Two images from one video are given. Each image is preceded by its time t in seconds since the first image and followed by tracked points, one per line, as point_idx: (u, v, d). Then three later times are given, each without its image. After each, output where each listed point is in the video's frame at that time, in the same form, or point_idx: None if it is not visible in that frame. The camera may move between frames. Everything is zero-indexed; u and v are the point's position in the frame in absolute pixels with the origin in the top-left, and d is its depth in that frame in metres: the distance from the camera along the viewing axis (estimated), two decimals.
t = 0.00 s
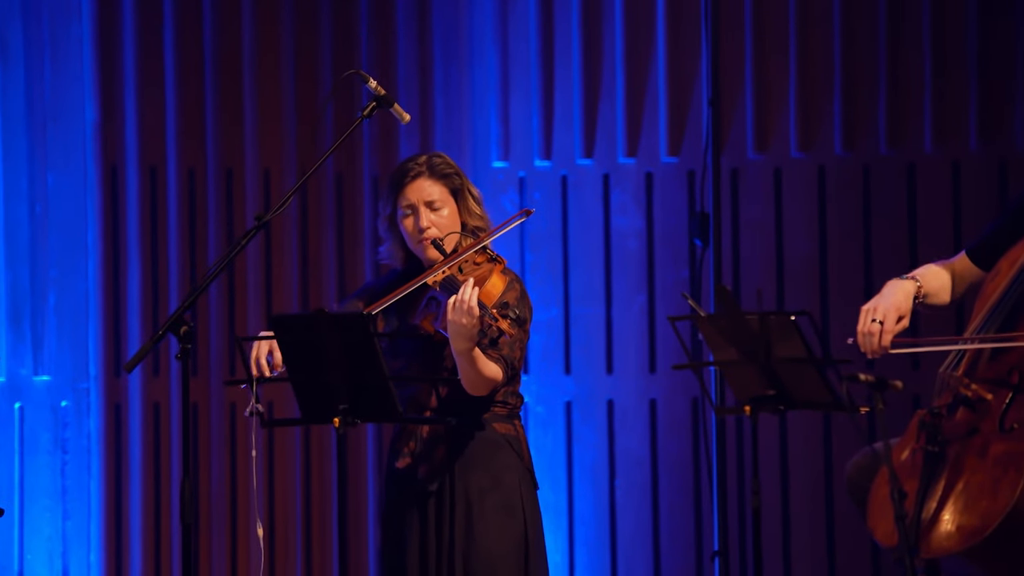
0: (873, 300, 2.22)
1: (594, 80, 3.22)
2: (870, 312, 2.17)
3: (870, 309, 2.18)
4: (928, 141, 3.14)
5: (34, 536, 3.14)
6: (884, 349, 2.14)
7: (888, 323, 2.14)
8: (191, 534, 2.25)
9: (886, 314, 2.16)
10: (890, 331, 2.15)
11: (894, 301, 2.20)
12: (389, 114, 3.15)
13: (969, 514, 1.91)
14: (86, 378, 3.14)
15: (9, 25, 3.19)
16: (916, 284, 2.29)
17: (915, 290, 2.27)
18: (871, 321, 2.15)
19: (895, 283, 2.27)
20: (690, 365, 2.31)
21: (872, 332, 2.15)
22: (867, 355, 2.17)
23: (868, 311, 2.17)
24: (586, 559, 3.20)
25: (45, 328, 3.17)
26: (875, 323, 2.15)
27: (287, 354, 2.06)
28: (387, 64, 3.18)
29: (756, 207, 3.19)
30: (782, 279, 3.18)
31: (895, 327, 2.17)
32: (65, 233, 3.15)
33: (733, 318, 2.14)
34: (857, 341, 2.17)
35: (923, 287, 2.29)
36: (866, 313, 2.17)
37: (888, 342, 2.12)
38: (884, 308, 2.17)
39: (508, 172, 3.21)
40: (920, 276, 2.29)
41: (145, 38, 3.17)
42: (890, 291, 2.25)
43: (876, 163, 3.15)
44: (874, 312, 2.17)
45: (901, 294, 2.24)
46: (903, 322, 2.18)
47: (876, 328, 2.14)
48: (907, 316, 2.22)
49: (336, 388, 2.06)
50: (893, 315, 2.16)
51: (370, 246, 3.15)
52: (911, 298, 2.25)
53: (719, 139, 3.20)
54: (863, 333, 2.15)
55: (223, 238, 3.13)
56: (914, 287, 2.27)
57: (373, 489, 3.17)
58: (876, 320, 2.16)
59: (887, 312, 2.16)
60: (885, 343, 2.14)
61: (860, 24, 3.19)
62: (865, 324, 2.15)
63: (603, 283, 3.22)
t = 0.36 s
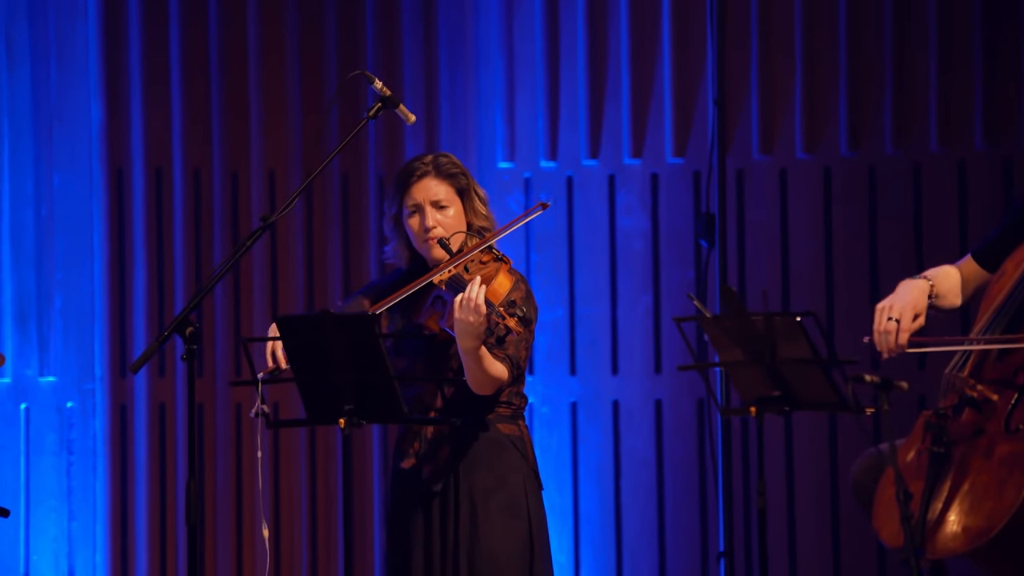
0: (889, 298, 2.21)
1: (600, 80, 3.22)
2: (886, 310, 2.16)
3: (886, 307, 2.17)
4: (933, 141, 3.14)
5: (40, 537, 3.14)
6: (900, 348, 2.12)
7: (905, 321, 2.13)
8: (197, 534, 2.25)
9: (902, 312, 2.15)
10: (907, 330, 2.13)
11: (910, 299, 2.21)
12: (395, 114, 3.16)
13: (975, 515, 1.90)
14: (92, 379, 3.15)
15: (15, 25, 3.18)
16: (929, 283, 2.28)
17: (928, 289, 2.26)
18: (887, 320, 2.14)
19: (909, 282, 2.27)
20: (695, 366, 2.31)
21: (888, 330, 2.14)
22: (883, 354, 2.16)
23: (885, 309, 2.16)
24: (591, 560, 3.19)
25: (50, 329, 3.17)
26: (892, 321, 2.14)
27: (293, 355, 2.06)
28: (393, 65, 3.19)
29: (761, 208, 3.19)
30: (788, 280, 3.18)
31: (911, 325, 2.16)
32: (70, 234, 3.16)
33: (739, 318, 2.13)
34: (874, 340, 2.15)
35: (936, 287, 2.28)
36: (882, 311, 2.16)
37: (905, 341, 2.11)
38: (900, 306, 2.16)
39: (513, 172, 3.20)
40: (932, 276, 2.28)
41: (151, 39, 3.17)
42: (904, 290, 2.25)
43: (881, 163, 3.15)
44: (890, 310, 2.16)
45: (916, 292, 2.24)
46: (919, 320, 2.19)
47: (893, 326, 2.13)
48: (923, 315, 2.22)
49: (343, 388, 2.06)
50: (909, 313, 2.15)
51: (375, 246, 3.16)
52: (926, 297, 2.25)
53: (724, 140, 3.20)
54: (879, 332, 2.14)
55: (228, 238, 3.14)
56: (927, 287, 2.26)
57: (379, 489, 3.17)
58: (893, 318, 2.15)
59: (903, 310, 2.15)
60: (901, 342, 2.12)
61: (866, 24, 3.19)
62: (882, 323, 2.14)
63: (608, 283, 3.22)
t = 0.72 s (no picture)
0: (914, 295, 2.20)
1: (615, 80, 3.22)
2: (913, 306, 2.16)
3: (912, 303, 2.16)
4: (949, 141, 3.13)
5: (56, 536, 3.17)
6: (927, 345, 2.12)
7: (932, 317, 2.12)
8: (212, 534, 2.27)
9: (929, 308, 2.14)
10: (934, 326, 2.12)
11: (937, 295, 2.19)
12: (410, 114, 3.17)
13: (991, 515, 1.90)
14: (107, 379, 3.17)
15: (31, 26, 3.21)
16: (952, 279, 2.25)
17: (951, 285, 2.23)
18: (913, 316, 2.14)
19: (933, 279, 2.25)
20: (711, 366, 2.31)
21: (915, 327, 2.14)
22: (910, 351, 2.15)
23: (911, 305, 2.15)
24: (606, 560, 3.20)
25: (66, 329, 3.20)
26: (918, 317, 2.13)
27: (308, 355, 2.08)
28: (407, 65, 3.20)
29: (776, 207, 3.18)
30: (803, 280, 3.18)
31: (938, 321, 2.14)
32: (85, 234, 3.18)
33: (754, 319, 2.13)
34: (900, 337, 2.15)
35: (958, 284, 2.24)
36: (908, 308, 2.16)
37: (933, 338, 2.10)
38: (926, 303, 2.15)
39: (528, 172, 3.21)
40: (956, 272, 2.25)
41: (166, 39, 3.19)
42: (930, 286, 2.22)
43: (897, 163, 3.15)
44: (916, 307, 2.15)
45: (943, 286, 2.22)
46: (946, 316, 2.17)
47: (920, 322, 2.12)
48: (949, 311, 2.21)
49: (357, 388, 2.07)
50: (936, 309, 2.14)
51: (390, 245, 3.18)
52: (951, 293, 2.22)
53: (739, 140, 3.19)
54: (906, 328, 2.13)
55: (243, 239, 3.16)
56: (950, 283, 2.23)
57: (394, 488, 3.18)
58: (919, 315, 2.14)
59: (930, 306, 2.14)
60: (929, 339, 2.12)
61: (882, 23, 3.18)
62: (908, 320, 2.14)
63: (623, 283, 3.22)
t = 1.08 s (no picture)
0: (937, 295, 2.18)
1: (632, 81, 3.23)
2: (937, 307, 2.13)
3: (936, 304, 2.14)
4: (966, 141, 3.14)
5: (72, 536, 3.16)
6: (952, 347, 2.09)
7: (957, 319, 2.10)
8: (228, 533, 2.28)
9: (953, 309, 2.12)
10: (959, 328, 2.10)
11: (960, 295, 2.16)
12: (426, 115, 3.18)
13: (1008, 517, 1.90)
14: (124, 379, 3.17)
15: (48, 25, 3.21)
16: (975, 280, 2.21)
17: (974, 286, 2.19)
18: (939, 317, 2.11)
19: (956, 279, 2.21)
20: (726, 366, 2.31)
21: (940, 328, 2.11)
22: (933, 353, 2.13)
23: (935, 306, 2.13)
24: (622, 560, 3.20)
25: (83, 328, 3.20)
26: (944, 318, 2.11)
27: (324, 356, 2.09)
28: (423, 65, 3.21)
29: (792, 207, 3.18)
30: (820, 280, 3.17)
31: (963, 322, 2.12)
32: (102, 234, 3.18)
33: (771, 320, 2.13)
34: (924, 338, 2.12)
35: (981, 285, 2.20)
36: (933, 308, 2.13)
37: (959, 339, 2.08)
38: (951, 303, 2.13)
39: (544, 173, 3.21)
40: (978, 273, 2.21)
41: (183, 40, 3.21)
42: (952, 286, 2.19)
43: (913, 163, 3.15)
44: (941, 307, 2.13)
45: (966, 287, 2.18)
46: (970, 316, 2.14)
47: (945, 323, 2.10)
48: (974, 312, 2.17)
49: (374, 388, 2.08)
50: (961, 310, 2.12)
51: (407, 246, 3.19)
52: (974, 295, 2.18)
53: (756, 140, 3.19)
54: (931, 329, 2.11)
55: (260, 239, 3.17)
56: (973, 284, 2.19)
57: (410, 487, 3.20)
58: (944, 316, 2.11)
59: (954, 307, 2.12)
60: (954, 341, 2.09)
61: (899, 22, 3.18)
62: (933, 321, 2.11)
63: (639, 283, 3.22)
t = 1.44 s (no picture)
0: (960, 295, 2.16)
1: (647, 81, 3.23)
2: (960, 307, 2.11)
3: (960, 303, 2.12)
4: (983, 143, 3.12)
5: (89, 535, 3.17)
6: (976, 347, 2.08)
7: (981, 319, 2.08)
8: (245, 533, 2.29)
9: (978, 309, 2.10)
10: (983, 328, 2.08)
11: (983, 294, 2.14)
12: (441, 114, 3.19)
13: None
14: (140, 379, 3.19)
15: (64, 26, 3.23)
16: (996, 280, 2.20)
17: (996, 286, 2.18)
18: (962, 317, 2.09)
19: (978, 279, 2.20)
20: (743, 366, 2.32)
21: (963, 328, 2.10)
22: (957, 353, 2.11)
23: (959, 306, 2.11)
24: (638, 560, 3.20)
25: (98, 328, 3.20)
26: (968, 318, 2.09)
27: (339, 357, 2.10)
28: (438, 64, 3.21)
29: (808, 207, 3.19)
30: (836, 280, 3.18)
31: (986, 322, 2.10)
32: (118, 234, 3.19)
33: (787, 320, 2.13)
34: (948, 338, 2.10)
35: (1002, 286, 2.20)
36: (956, 308, 2.11)
37: (984, 340, 2.06)
38: (975, 303, 2.11)
39: (560, 173, 3.22)
40: (999, 273, 2.21)
41: (198, 39, 3.20)
42: (974, 286, 2.18)
43: (929, 163, 3.15)
44: (965, 307, 2.10)
45: (987, 287, 2.17)
46: (994, 316, 2.12)
47: (970, 323, 2.08)
48: (997, 312, 2.16)
49: (389, 387, 2.10)
50: (985, 310, 2.10)
51: (422, 246, 3.20)
52: (996, 294, 2.17)
53: (772, 140, 3.20)
54: (956, 329, 2.09)
55: (275, 239, 3.17)
56: (995, 284, 2.18)
57: (426, 487, 3.22)
58: (969, 316, 2.09)
59: (979, 306, 2.10)
60: (978, 340, 2.08)
61: (915, 22, 3.17)
62: (957, 321, 2.09)
63: (655, 283, 3.22)
